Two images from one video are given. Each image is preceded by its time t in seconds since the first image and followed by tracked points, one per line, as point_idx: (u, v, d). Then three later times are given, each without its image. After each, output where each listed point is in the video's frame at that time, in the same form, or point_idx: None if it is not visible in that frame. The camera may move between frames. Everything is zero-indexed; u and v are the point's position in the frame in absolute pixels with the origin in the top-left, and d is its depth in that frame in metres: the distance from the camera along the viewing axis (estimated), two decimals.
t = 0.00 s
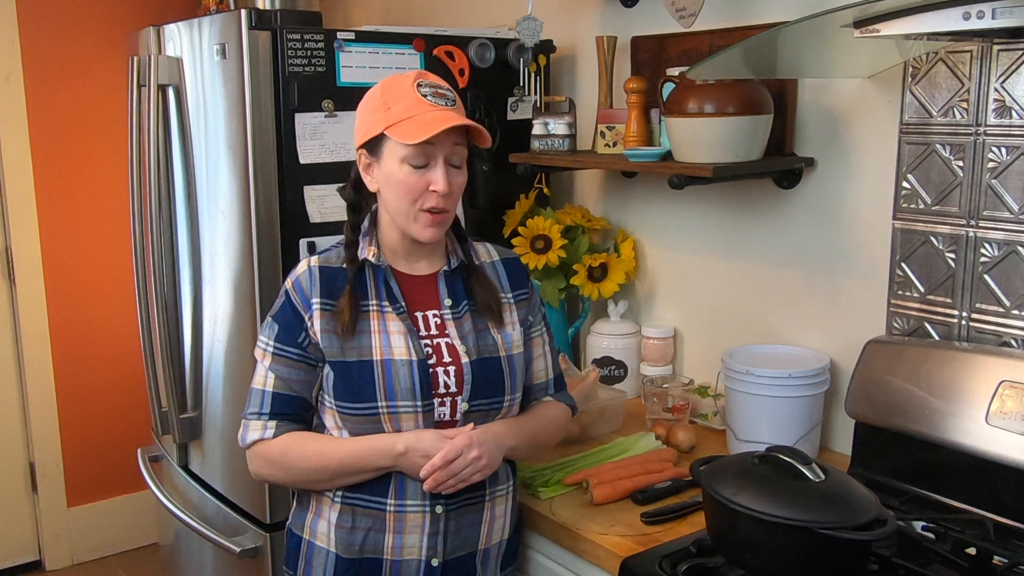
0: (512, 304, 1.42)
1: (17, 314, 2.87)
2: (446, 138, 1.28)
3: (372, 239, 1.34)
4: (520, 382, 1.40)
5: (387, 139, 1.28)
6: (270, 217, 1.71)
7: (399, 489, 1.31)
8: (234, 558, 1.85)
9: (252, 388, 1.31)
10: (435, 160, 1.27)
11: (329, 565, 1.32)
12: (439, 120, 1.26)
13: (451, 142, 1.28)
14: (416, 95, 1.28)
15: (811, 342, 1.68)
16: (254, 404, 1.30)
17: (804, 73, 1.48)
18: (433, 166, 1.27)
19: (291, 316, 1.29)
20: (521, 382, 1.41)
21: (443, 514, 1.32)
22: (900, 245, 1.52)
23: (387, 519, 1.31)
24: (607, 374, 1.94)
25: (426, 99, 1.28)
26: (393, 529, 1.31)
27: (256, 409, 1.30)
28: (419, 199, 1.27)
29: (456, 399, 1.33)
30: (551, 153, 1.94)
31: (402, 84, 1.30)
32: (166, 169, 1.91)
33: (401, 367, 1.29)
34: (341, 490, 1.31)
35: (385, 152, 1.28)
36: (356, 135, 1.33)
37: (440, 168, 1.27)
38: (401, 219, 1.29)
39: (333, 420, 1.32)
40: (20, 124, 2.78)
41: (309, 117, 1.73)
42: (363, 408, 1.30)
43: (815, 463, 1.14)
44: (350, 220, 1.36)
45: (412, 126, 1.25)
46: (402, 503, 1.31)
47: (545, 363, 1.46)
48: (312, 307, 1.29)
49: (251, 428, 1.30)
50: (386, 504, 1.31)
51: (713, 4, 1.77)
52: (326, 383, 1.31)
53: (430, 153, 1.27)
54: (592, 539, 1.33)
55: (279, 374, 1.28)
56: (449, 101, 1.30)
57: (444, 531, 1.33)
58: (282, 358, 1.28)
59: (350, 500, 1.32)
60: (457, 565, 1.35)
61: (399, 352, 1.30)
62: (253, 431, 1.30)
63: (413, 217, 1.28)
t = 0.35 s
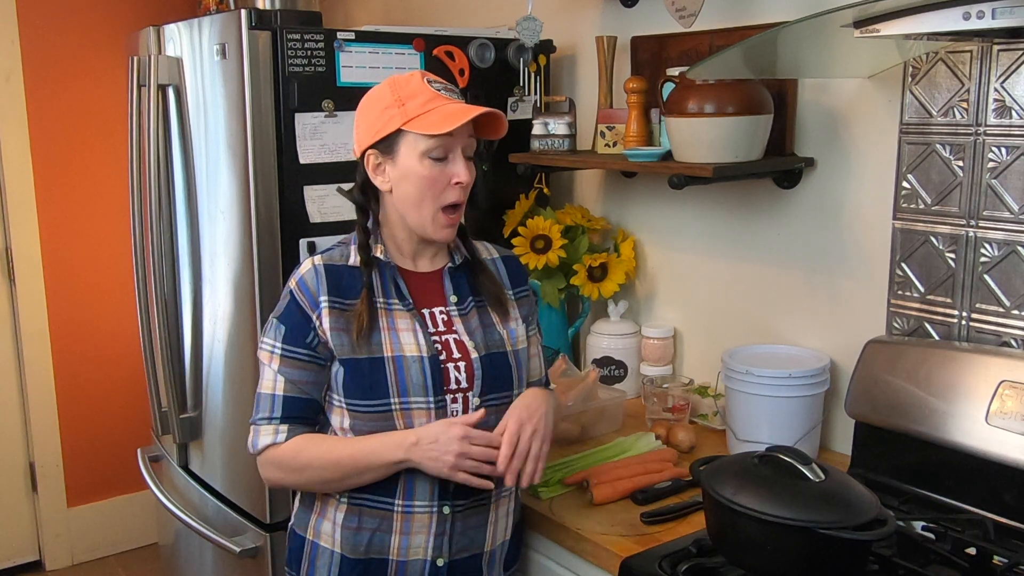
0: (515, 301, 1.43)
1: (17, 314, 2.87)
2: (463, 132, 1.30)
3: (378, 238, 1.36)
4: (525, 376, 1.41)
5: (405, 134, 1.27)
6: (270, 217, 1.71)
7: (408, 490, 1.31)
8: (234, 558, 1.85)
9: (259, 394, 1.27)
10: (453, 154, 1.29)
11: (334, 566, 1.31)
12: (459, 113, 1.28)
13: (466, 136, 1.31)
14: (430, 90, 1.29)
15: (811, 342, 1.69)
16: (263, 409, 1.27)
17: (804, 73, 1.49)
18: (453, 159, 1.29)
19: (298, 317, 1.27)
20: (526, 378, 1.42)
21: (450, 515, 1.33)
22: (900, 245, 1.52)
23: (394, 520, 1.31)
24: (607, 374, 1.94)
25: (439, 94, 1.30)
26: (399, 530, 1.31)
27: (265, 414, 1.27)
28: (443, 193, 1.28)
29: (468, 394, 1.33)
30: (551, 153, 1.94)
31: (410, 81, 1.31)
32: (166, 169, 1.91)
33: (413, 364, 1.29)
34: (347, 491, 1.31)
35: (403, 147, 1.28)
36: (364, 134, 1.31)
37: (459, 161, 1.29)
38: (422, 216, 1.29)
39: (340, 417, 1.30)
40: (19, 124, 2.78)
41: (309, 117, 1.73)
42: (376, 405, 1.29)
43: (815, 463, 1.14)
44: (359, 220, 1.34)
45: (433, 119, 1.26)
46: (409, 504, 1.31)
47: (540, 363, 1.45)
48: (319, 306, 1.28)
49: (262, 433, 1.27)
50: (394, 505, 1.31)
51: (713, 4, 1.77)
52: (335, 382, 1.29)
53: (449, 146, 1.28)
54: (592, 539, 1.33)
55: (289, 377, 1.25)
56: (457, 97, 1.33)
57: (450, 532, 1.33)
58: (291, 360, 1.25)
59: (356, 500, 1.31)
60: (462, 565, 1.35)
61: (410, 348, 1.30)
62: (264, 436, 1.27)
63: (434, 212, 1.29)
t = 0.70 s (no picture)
0: (515, 300, 1.45)
1: (17, 314, 2.87)
2: (449, 130, 1.29)
3: (379, 237, 1.35)
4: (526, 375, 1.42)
5: (391, 130, 1.28)
6: (270, 216, 1.71)
7: (410, 490, 1.31)
8: (234, 559, 1.85)
9: (267, 399, 1.27)
10: (439, 152, 1.28)
11: (336, 566, 1.31)
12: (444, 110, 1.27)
13: (454, 134, 1.29)
14: (421, 87, 1.28)
15: (811, 342, 1.68)
16: (272, 413, 1.26)
17: (804, 73, 1.49)
18: (437, 157, 1.28)
19: (301, 318, 1.27)
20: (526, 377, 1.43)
21: (452, 515, 1.33)
22: (900, 245, 1.51)
23: (396, 520, 1.31)
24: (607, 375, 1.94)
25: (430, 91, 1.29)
26: (401, 530, 1.31)
27: (274, 418, 1.26)
28: (424, 191, 1.28)
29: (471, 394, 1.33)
30: (551, 153, 1.94)
31: (404, 79, 1.31)
32: (166, 169, 1.91)
33: (416, 364, 1.29)
34: (349, 492, 1.31)
35: (389, 143, 1.29)
36: (359, 129, 1.33)
37: (443, 159, 1.28)
38: (406, 213, 1.29)
39: (344, 418, 1.29)
40: (20, 124, 2.78)
41: (309, 117, 1.73)
42: (379, 405, 1.28)
43: (815, 463, 1.14)
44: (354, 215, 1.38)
45: (416, 117, 1.26)
46: (412, 504, 1.31)
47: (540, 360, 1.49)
48: (322, 306, 1.27)
49: (271, 437, 1.26)
50: (396, 505, 1.31)
51: (713, 4, 1.77)
52: (337, 383, 1.28)
53: (433, 144, 1.28)
54: (593, 539, 1.33)
55: (296, 379, 1.25)
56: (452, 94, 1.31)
57: (453, 531, 1.33)
58: (297, 362, 1.25)
59: (358, 501, 1.31)
60: (465, 564, 1.35)
61: (414, 347, 1.30)
62: (274, 439, 1.26)
63: (418, 209, 1.29)
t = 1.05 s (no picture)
0: (521, 309, 1.43)
1: (17, 314, 2.87)
2: (416, 134, 1.27)
3: (386, 236, 1.34)
4: (526, 385, 1.40)
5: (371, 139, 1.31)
6: (270, 216, 1.71)
7: (405, 490, 1.31)
8: (234, 559, 1.85)
9: (265, 383, 1.29)
10: (410, 158, 1.28)
11: (331, 566, 1.32)
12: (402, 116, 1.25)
13: (423, 139, 1.27)
14: (389, 95, 1.27)
15: (811, 342, 1.69)
16: (267, 400, 1.29)
17: (804, 73, 1.48)
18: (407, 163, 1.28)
19: (304, 309, 1.28)
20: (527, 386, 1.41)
21: (447, 517, 1.32)
22: (900, 245, 1.52)
23: (390, 520, 1.31)
24: (607, 374, 1.94)
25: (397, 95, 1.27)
26: (396, 530, 1.31)
27: (269, 404, 1.29)
28: (397, 199, 1.28)
29: (466, 398, 1.32)
30: (551, 153, 1.94)
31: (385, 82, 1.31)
32: (166, 169, 1.91)
33: (413, 363, 1.29)
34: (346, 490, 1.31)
35: (370, 153, 1.31)
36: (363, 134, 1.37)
37: (413, 166, 1.27)
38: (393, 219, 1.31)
39: (341, 413, 1.31)
40: (20, 124, 2.78)
41: (309, 117, 1.73)
42: (373, 402, 1.29)
43: (815, 463, 1.14)
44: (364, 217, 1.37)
45: (378, 131, 1.26)
46: (406, 504, 1.31)
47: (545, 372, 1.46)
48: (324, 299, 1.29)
49: (265, 423, 1.29)
50: (390, 505, 1.31)
51: (713, 4, 1.77)
52: (336, 377, 1.30)
53: (402, 150, 1.28)
54: (592, 539, 1.33)
55: (292, 368, 1.27)
56: (425, 95, 1.27)
57: (447, 534, 1.33)
58: (294, 351, 1.27)
59: (354, 499, 1.31)
60: (459, 567, 1.35)
61: (411, 347, 1.29)
62: (267, 426, 1.29)
63: (397, 215, 1.30)
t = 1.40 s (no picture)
0: (525, 313, 1.41)
1: (17, 314, 2.87)
2: (406, 141, 1.27)
3: (392, 238, 1.34)
4: (528, 390, 1.40)
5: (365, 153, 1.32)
6: (269, 217, 1.71)
7: (400, 489, 1.30)
8: (233, 559, 1.85)
9: (262, 377, 1.30)
10: (405, 166, 1.28)
11: (328, 565, 1.32)
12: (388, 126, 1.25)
13: (414, 145, 1.27)
14: (374, 105, 1.27)
15: (811, 342, 1.69)
16: (263, 393, 1.30)
17: (804, 73, 1.48)
18: (402, 171, 1.28)
19: (306, 307, 1.29)
20: (529, 391, 1.41)
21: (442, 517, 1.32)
22: (900, 245, 1.52)
23: (386, 519, 1.31)
24: (607, 374, 1.94)
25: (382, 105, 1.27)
26: (393, 529, 1.31)
27: (264, 398, 1.30)
28: (399, 208, 1.29)
29: (464, 400, 1.32)
30: (551, 153, 1.94)
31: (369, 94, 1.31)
32: (166, 168, 1.91)
33: (409, 366, 1.29)
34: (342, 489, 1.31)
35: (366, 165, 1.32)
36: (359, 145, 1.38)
37: (409, 173, 1.28)
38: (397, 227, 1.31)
39: (339, 412, 1.31)
40: (19, 124, 2.78)
41: (309, 117, 1.73)
42: (370, 403, 1.29)
43: (815, 463, 1.14)
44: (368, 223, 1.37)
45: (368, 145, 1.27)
46: (402, 503, 1.31)
47: (552, 377, 1.46)
48: (326, 300, 1.29)
49: (259, 416, 1.30)
50: (386, 503, 1.31)
51: (713, 4, 1.77)
52: (335, 377, 1.30)
53: (396, 159, 1.28)
54: (592, 539, 1.33)
55: (290, 364, 1.28)
56: (409, 100, 1.26)
57: (442, 534, 1.32)
58: (293, 348, 1.28)
59: (350, 498, 1.32)
60: (455, 566, 1.35)
61: (410, 349, 1.29)
62: (261, 419, 1.30)
63: (400, 223, 1.31)
